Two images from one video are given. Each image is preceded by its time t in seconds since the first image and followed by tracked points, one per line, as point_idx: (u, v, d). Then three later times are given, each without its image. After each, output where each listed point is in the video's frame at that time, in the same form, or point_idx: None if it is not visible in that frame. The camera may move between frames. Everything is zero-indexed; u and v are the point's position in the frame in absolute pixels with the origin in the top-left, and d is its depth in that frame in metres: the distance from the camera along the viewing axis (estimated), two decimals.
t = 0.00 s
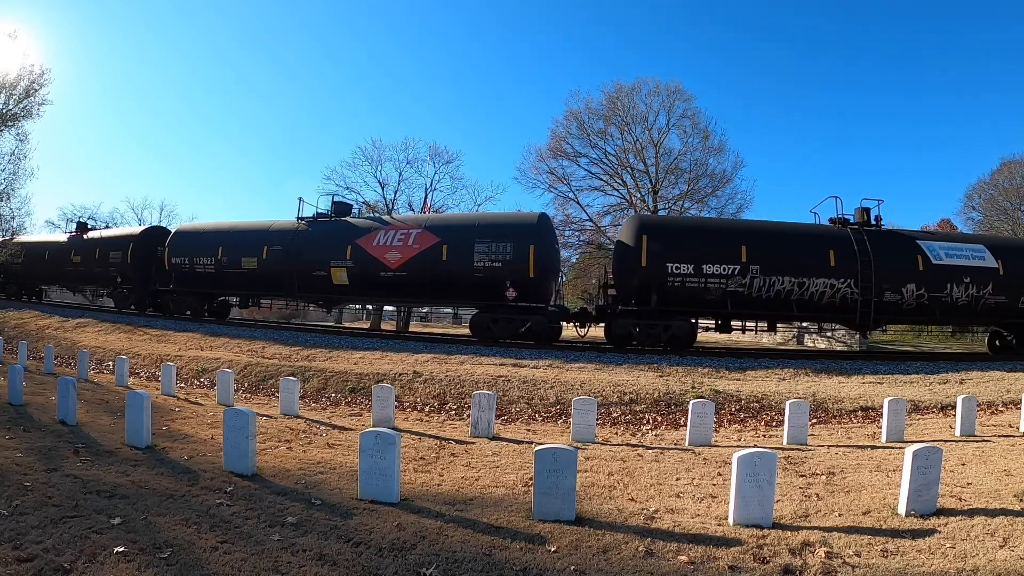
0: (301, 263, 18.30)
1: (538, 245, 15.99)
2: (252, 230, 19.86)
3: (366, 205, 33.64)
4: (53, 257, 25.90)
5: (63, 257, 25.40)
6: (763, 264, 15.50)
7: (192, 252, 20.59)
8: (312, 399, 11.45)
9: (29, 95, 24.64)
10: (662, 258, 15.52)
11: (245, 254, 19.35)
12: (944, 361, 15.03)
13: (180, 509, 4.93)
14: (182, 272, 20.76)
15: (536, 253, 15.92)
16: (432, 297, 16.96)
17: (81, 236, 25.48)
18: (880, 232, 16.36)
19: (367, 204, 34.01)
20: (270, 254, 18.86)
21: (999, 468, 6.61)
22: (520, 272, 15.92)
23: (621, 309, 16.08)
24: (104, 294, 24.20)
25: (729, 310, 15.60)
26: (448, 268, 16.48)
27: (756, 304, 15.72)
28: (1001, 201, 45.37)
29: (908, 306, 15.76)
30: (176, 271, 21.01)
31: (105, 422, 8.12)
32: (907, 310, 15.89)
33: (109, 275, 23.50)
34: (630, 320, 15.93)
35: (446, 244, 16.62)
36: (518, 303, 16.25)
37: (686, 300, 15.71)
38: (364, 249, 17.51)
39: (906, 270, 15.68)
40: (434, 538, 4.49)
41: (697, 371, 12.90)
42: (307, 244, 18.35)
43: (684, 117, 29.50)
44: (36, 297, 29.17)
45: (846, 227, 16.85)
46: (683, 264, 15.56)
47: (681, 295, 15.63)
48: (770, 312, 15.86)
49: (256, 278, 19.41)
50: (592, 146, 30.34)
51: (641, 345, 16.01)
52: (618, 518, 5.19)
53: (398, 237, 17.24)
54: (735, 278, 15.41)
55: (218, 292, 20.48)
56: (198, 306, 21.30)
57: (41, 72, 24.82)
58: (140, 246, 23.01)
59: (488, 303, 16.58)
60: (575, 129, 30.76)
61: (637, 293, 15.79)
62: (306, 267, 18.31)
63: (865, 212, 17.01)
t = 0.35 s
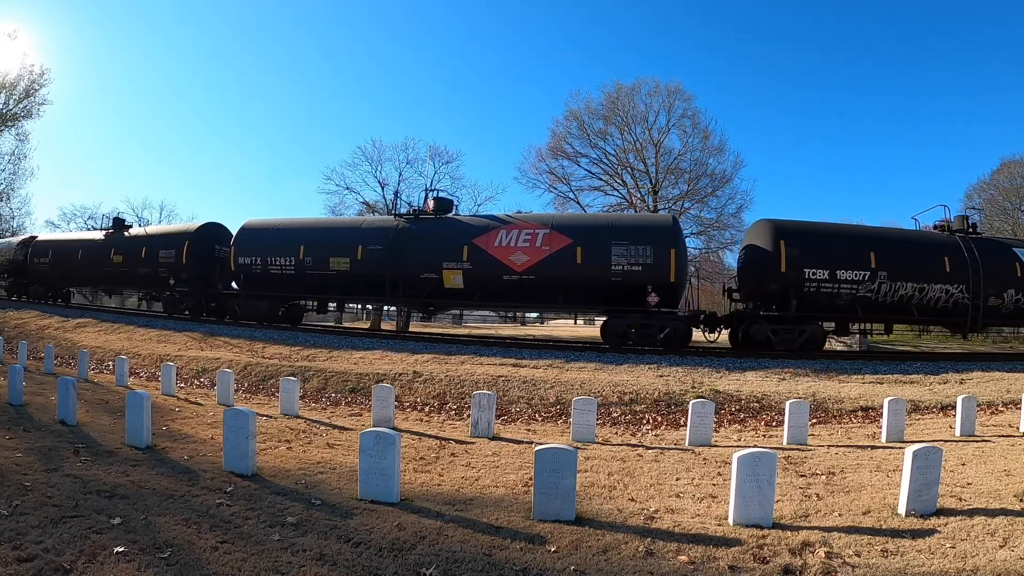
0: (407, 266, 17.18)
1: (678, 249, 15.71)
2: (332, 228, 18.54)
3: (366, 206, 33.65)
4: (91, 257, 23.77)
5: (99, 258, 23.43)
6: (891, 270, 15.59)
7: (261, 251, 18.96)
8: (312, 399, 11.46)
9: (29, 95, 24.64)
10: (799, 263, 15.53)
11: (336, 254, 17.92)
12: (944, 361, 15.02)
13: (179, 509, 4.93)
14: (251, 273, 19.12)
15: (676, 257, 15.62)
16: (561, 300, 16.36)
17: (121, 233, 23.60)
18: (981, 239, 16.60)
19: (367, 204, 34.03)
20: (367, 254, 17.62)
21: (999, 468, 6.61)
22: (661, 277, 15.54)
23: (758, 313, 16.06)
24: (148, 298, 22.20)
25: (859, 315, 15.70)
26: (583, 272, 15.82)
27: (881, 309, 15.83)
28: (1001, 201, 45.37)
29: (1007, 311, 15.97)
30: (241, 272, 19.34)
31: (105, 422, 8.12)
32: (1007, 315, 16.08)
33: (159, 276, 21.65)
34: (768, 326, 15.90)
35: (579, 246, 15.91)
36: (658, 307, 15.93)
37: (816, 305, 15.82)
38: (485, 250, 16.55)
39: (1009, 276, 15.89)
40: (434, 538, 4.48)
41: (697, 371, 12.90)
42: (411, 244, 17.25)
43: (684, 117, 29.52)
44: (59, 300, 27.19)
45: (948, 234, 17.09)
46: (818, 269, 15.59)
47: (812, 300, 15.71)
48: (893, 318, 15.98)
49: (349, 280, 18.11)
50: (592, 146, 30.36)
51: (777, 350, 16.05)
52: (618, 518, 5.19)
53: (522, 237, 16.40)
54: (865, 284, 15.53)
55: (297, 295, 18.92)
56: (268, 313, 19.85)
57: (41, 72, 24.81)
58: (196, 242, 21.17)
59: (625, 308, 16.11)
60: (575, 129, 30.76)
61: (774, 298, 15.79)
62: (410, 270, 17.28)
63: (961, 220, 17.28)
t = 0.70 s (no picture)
0: (534, 268, 16.46)
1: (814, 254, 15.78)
2: (431, 228, 17.66)
3: (366, 206, 33.67)
4: (141, 256, 21.98)
5: (146, 258, 21.80)
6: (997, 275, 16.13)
7: (351, 251, 17.76)
8: (312, 399, 11.46)
9: (29, 95, 24.64)
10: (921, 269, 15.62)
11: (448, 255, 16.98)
12: (944, 361, 15.02)
13: (179, 509, 4.93)
14: (342, 277, 17.89)
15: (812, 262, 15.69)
16: (698, 305, 16.14)
17: (170, 231, 21.94)
18: None
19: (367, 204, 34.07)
20: (486, 255, 16.75)
21: (999, 468, 6.61)
22: (801, 282, 15.56)
23: (882, 318, 16.07)
24: (211, 302, 20.75)
25: (970, 319, 16.05)
26: (728, 276, 15.63)
27: (985, 312, 16.29)
28: (1001, 201, 45.43)
29: None
30: (330, 275, 18.08)
31: (105, 422, 8.11)
32: None
33: (222, 278, 20.08)
34: (892, 329, 15.96)
35: (718, 249, 15.72)
36: (797, 312, 15.99)
37: (933, 310, 16.02)
38: (620, 253, 16.09)
39: None
40: (434, 538, 4.48)
41: (697, 371, 12.90)
42: (537, 245, 16.53)
43: (684, 117, 29.52)
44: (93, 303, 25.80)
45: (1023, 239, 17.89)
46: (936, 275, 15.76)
47: (930, 305, 15.87)
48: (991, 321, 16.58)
49: (460, 284, 17.18)
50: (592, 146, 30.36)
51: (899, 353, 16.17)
52: (618, 518, 5.19)
53: (658, 240, 16.07)
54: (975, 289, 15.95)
55: (396, 300, 17.87)
56: (363, 320, 18.26)
57: (41, 72, 24.82)
58: (268, 241, 19.64)
59: (764, 313, 16.02)
60: (575, 129, 30.78)
61: (897, 303, 15.83)
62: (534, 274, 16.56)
63: None
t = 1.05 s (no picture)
0: (672, 272, 15.97)
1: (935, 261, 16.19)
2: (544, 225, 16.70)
3: (366, 206, 33.70)
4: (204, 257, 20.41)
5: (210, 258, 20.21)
6: None
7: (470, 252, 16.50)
8: (312, 399, 11.46)
9: (29, 95, 24.61)
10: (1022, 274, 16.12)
11: (583, 258, 16.13)
12: (944, 361, 15.02)
13: (179, 509, 4.93)
14: (458, 280, 16.54)
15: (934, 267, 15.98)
16: (830, 309, 16.16)
17: (235, 228, 20.38)
18: None
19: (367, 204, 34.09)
20: (624, 259, 16.09)
21: (999, 468, 6.61)
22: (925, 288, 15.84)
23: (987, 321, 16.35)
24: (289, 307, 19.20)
25: None
26: (859, 282, 15.77)
27: None
28: (1001, 201, 45.39)
29: None
30: (443, 277, 16.69)
31: (105, 422, 8.12)
32: None
33: (306, 280, 18.55)
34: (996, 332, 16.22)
35: (853, 255, 15.82)
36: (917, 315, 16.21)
37: None
38: (761, 258, 15.88)
39: None
40: (434, 538, 4.48)
41: (697, 371, 12.90)
42: (675, 246, 16.06)
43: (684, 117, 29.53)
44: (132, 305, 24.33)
45: None
46: None
47: None
48: None
49: (590, 288, 16.31)
50: (592, 146, 30.37)
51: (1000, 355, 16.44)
52: (618, 518, 5.19)
53: (796, 245, 15.99)
54: None
55: (517, 305, 16.69)
56: (479, 327, 16.94)
57: (41, 72, 24.84)
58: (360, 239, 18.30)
59: (885, 317, 16.25)
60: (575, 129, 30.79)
61: (1001, 305, 16.21)
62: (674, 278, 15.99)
63: None
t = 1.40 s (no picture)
0: (807, 276, 15.75)
1: None
2: (674, 228, 16.18)
3: (366, 206, 33.71)
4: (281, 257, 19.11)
5: (290, 259, 19.01)
6: None
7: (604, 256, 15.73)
8: (312, 399, 11.46)
9: (29, 94, 24.60)
10: None
11: (725, 263, 15.68)
12: (944, 361, 15.01)
13: (179, 509, 4.93)
14: (595, 284, 15.72)
15: None
16: (943, 314, 16.30)
17: (317, 226, 19.18)
18: None
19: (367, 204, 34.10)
20: (764, 263, 15.74)
21: (999, 468, 6.61)
22: None
23: None
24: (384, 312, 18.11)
25: None
26: (972, 287, 15.95)
27: None
28: (1001, 201, 45.35)
29: None
30: (576, 282, 15.80)
31: (105, 422, 8.12)
32: None
33: (409, 284, 17.49)
34: None
35: (965, 261, 15.98)
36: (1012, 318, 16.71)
37: None
38: (889, 263, 15.86)
39: None
40: (434, 538, 4.48)
41: (697, 371, 12.90)
42: (812, 251, 15.82)
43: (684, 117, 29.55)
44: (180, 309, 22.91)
45: None
46: None
47: None
48: None
49: (729, 294, 15.89)
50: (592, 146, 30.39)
51: None
52: (618, 518, 5.19)
53: (916, 251, 16.05)
54: None
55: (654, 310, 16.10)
56: (612, 334, 16.24)
57: (41, 72, 24.85)
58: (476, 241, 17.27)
59: (987, 320, 16.58)
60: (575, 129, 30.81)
61: None
62: (812, 283, 15.75)
63: None
